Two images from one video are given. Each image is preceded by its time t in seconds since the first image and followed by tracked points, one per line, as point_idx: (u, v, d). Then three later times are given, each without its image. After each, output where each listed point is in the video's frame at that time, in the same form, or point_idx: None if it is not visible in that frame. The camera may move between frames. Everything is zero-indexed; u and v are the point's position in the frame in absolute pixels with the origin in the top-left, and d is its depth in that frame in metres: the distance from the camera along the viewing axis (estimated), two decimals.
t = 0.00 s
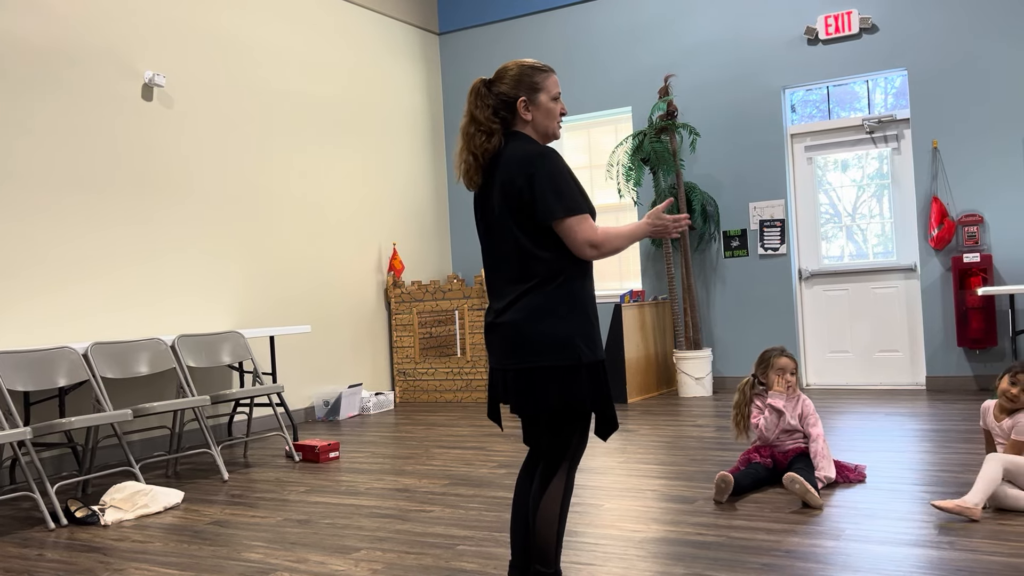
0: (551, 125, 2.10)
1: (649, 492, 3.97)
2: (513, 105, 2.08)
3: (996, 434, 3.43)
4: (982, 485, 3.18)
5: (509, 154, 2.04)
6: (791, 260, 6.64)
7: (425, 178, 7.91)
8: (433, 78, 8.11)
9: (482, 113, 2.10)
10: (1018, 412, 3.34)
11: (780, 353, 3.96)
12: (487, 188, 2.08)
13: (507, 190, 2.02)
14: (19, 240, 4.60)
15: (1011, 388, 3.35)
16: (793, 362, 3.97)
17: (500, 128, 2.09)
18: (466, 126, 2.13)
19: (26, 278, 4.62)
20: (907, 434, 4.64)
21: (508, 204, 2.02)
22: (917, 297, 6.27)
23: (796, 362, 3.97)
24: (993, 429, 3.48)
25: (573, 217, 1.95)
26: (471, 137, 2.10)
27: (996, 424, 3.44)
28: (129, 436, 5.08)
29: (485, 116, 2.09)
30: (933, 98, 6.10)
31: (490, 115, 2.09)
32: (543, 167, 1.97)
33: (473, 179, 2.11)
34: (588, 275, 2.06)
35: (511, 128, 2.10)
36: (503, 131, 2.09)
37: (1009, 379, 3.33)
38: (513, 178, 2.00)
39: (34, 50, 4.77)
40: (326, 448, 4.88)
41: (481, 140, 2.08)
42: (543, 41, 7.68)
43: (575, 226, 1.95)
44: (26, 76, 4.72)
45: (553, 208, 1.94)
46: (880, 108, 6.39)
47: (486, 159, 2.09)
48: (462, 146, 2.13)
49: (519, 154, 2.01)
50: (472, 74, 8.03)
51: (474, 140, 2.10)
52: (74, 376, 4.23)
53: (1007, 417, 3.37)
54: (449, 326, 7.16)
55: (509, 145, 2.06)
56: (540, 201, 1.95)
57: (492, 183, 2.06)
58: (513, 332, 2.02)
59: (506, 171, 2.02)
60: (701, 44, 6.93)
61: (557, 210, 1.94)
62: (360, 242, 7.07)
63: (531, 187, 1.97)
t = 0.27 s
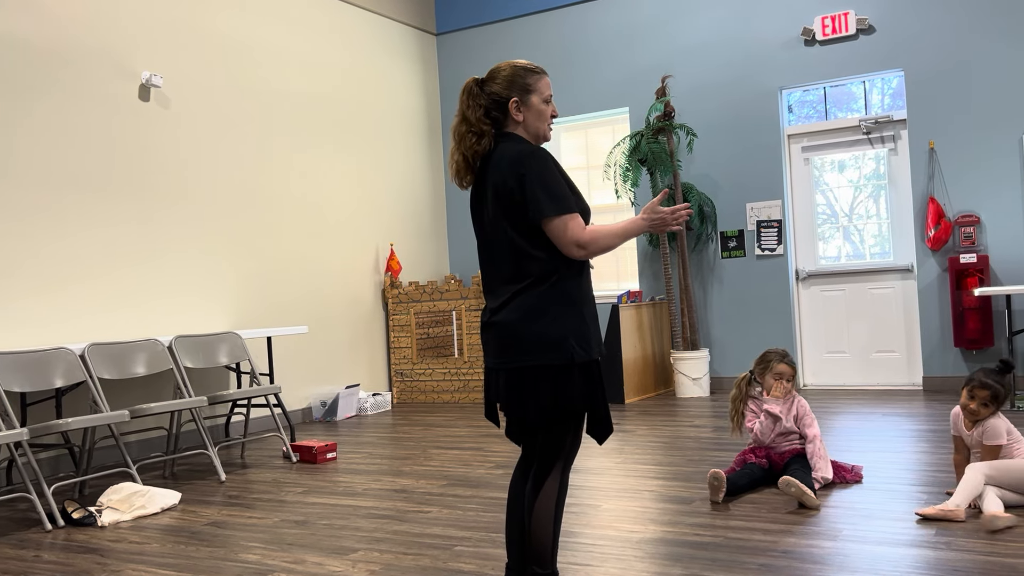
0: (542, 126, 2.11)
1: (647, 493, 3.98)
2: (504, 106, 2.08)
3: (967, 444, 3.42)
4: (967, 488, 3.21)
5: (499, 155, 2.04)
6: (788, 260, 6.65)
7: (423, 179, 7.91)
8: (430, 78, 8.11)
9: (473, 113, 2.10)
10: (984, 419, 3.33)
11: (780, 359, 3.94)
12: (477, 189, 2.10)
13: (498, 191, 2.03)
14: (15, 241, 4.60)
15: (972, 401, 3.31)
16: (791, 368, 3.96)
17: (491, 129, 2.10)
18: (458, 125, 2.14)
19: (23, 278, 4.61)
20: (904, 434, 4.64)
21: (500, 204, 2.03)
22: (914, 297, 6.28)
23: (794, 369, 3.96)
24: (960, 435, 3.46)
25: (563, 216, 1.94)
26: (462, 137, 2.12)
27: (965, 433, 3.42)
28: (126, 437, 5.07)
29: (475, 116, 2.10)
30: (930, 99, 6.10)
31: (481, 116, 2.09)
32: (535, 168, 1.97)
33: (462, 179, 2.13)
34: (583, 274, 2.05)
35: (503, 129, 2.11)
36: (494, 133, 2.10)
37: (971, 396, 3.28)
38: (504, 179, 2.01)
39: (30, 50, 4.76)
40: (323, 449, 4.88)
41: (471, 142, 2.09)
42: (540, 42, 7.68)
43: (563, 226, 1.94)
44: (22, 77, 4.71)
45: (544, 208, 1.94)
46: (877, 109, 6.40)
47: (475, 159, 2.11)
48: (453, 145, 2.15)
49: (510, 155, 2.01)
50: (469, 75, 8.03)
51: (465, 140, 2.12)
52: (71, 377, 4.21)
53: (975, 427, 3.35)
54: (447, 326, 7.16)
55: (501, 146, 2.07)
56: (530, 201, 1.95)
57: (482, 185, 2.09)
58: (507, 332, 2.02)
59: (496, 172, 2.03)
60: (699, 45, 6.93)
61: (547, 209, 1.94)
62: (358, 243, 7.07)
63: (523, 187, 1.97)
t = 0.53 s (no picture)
0: (544, 126, 2.13)
1: (644, 493, 3.98)
2: (513, 104, 2.07)
3: (951, 446, 3.43)
4: (958, 489, 3.20)
5: (513, 151, 2.02)
6: (786, 261, 6.65)
7: (420, 179, 7.90)
8: (428, 79, 8.11)
9: (484, 109, 2.07)
10: (965, 419, 3.34)
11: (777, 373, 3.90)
12: (483, 187, 2.07)
13: (501, 191, 2.02)
14: (12, 241, 4.59)
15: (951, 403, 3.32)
16: (788, 381, 3.91)
17: (499, 125, 2.08)
18: (466, 120, 2.10)
19: (20, 279, 4.60)
20: (901, 435, 4.65)
21: (502, 204, 2.02)
22: (912, 298, 6.28)
23: (791, 381, 3.91)
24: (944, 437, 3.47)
25: (567, 217, 1.95)
26: (473, 132, 2.07)
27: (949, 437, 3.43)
28: (123, 438, 5.07)
29: (488, 112, 2.07)
30: (927, 100, 6.11)
31: (492, 112, 2.07)
32: (542, 167, 1.97)
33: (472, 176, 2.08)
34: (579, 276, 2.06)
35: (508, 127, 2.09)
36: (502, 129, 2.08)
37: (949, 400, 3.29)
38: (508, 178, 2.00)
39: (27, 50, 4.75)
40: (320, 450, 4.87)
41: (483, 137, 2.05)
42: (538, 43, 7.68)
43: (565, 228, 1.95)
44: (19, 77, 4.70)
45: (548, 208, 1.94)
46: (874, 110, 6.41)
47: (485, 155, 2.07)
48: (461, 141, 2.10)
49: (523, 152, 2.00)
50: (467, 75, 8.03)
51: (475, 136, 2.08)
52: (68, 377, 4.20)
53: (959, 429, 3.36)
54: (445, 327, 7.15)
55: (512, 143, 2.05)
56: (534, 201, 1.96)
57: (488, 182, 2.06)
58: (504, 332, 2.02)
59: (509, 168, 2.01)
60: (696, 46, 6.94)
61: (550, 210, 1.95)
62: (355, 243, 7.07)
63: (530, 186, 1.97)
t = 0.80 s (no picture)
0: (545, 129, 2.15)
1: (643, 494, 3.98)
2: (522, 102, 2.08)
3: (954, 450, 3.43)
4: (962, 491, 3.20)
5: (526, 148, 2.02)
6: (784, 262, 6.65)
7: (419, 180, 7.90)
8: (427, 79, 8.11)
9: (501, 103, 2.05)
10: (969, 421, 3.34)
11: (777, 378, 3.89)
12: (492, 183, 2.05)
13: (506, 190, 2.02)
14: (11, 241, 4.59)
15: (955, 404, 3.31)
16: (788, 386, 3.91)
17: (514, 121, 2.06)
18: (480, 114, 2.06)
19: (18, 279, 4.60)
20: (899, 436, 4.65)
21: (507, 204, 2.01)
22: (910, 299, 6.29)
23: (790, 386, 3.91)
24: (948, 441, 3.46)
25: (572, 219, 1.97)
26: (492, 126, 2.04)
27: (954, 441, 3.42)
28: (121, 438, 5.06)
29: (504, 107, 2.05)
30: (925, 101, 6.12)
31: (508, 106, 2.06)
32: (549, 167, 1.99)
33: (491, 168, 2.03)
34: (578, 276, 2.08)
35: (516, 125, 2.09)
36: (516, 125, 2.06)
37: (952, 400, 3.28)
38: (514, 178, 2.00)
39: (25, 50, 4.75)
40: (319, 450, 4.87)
41: (505, 130, 2.03)
42: (537, 43, 7.68)
43: (570, 230, 1.97)
44: (17, 77, 4.69)
45: (555, 208, 1.95)
46: (872, 111, 6.42)
47: (503, 150, 2.04)
48: (478, 134, 2.05)
49: (536, 151, 2.01)
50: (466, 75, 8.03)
51: (494, 130, 2.05)
52: (66, 378, 4.19)
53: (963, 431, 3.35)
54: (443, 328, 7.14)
55: (524, 141, 2.05)
56: (542, 201, 1.96)
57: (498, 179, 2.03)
58: (506, 331, 2.02)
59: (521, 165, 2.00)
60: (695, 47, 6.94)
61: (557, 210, 1.96)
62: (354, 244, 7.06)
63: (538, 186, 1.98)
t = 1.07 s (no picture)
0: (545, 129, 2.14)
1: (641, 495, 3.98)
2: (521, 102, 2.08)
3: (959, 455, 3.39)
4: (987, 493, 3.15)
5: (526, 149, 2.02)
6: (783, 263, 6.65)
7: (418, 181, 7.90)
8: (426, 80, 8.11)
9: (498, 104, 2.05)
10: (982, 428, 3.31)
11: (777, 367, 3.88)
12: (491, 184, 2.05)
13: (507, 190, 2.02)
14: (10, 241, 4.58)
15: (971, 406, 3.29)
16: (790, 378, 3.88)
17: (511, 122, 2.07)
18: (477, 115, 2.07)
19: (16, 279, 4.60)
20: (898, 437, 4.65)
21: (509, 203, 2.01)
22: (909, 300, 6.29)
23: (792, 377, 3.88)
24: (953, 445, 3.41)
25: (573, 220, 1.97)
26: (488, 127, 2.04)
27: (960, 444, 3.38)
28: (120, 439, 5.06)
29: (502, 108, 2.05)
30: (924, 102, 6.12)
31: (505, 107, 2.06)
32: (550, 167, 1.98)
33: (487, 169, 2.04)
34: (577, 277, 2.08)
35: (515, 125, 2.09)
36: (513, 126, 2.07)
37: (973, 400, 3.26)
38: (515, 178, 2.00)
39: (23, 50, 4.74)
40: (317, 451, 4.87)
41: (500, 131, 2.03)
42: (536, 44, 7.68)
43: (571, 232, 1.97)
44: (17, 77, 4.70)
45: (557, 208, 1.96)
46: (871, 112, 6.42)
47: (500, 151, 2.05)
48: (474, 135, 2.06)
49: (537, 151, 2.01)
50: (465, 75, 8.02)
51: (490, 131, 2.05)
52: (64, 378, 4.19)
53: (973, 436, 3.33)
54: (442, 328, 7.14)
55: (523, 141, 2.05)
56: (543, 202, 1.97)
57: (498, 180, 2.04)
58: (506, 332, 2.02)
59: (521, 166, 2.00)
60: (693, 47, 6.94)
61: (558, 211, 1.96)
62: (353, 244, 7.06)
63: (538, 187, 1.97)
